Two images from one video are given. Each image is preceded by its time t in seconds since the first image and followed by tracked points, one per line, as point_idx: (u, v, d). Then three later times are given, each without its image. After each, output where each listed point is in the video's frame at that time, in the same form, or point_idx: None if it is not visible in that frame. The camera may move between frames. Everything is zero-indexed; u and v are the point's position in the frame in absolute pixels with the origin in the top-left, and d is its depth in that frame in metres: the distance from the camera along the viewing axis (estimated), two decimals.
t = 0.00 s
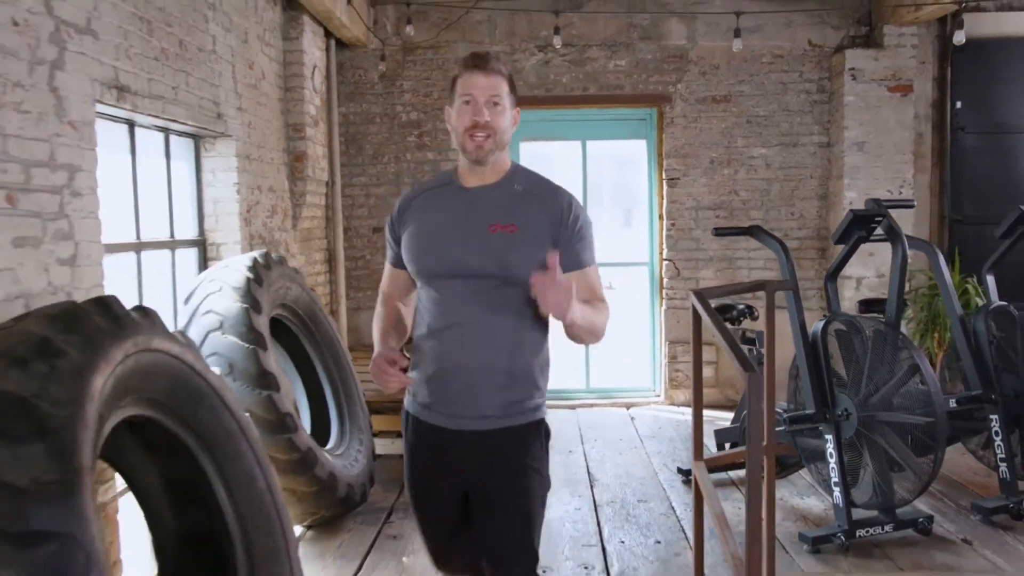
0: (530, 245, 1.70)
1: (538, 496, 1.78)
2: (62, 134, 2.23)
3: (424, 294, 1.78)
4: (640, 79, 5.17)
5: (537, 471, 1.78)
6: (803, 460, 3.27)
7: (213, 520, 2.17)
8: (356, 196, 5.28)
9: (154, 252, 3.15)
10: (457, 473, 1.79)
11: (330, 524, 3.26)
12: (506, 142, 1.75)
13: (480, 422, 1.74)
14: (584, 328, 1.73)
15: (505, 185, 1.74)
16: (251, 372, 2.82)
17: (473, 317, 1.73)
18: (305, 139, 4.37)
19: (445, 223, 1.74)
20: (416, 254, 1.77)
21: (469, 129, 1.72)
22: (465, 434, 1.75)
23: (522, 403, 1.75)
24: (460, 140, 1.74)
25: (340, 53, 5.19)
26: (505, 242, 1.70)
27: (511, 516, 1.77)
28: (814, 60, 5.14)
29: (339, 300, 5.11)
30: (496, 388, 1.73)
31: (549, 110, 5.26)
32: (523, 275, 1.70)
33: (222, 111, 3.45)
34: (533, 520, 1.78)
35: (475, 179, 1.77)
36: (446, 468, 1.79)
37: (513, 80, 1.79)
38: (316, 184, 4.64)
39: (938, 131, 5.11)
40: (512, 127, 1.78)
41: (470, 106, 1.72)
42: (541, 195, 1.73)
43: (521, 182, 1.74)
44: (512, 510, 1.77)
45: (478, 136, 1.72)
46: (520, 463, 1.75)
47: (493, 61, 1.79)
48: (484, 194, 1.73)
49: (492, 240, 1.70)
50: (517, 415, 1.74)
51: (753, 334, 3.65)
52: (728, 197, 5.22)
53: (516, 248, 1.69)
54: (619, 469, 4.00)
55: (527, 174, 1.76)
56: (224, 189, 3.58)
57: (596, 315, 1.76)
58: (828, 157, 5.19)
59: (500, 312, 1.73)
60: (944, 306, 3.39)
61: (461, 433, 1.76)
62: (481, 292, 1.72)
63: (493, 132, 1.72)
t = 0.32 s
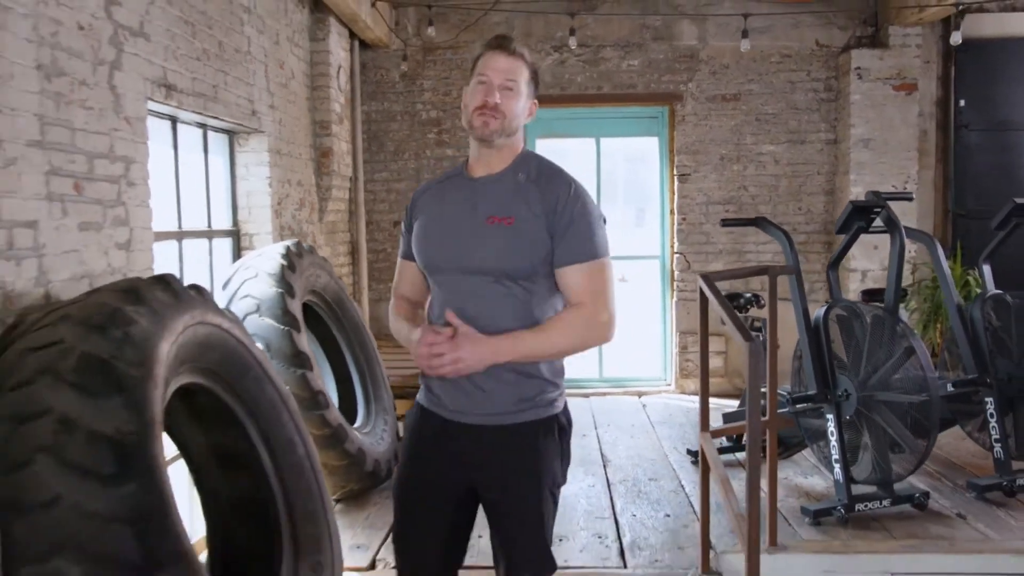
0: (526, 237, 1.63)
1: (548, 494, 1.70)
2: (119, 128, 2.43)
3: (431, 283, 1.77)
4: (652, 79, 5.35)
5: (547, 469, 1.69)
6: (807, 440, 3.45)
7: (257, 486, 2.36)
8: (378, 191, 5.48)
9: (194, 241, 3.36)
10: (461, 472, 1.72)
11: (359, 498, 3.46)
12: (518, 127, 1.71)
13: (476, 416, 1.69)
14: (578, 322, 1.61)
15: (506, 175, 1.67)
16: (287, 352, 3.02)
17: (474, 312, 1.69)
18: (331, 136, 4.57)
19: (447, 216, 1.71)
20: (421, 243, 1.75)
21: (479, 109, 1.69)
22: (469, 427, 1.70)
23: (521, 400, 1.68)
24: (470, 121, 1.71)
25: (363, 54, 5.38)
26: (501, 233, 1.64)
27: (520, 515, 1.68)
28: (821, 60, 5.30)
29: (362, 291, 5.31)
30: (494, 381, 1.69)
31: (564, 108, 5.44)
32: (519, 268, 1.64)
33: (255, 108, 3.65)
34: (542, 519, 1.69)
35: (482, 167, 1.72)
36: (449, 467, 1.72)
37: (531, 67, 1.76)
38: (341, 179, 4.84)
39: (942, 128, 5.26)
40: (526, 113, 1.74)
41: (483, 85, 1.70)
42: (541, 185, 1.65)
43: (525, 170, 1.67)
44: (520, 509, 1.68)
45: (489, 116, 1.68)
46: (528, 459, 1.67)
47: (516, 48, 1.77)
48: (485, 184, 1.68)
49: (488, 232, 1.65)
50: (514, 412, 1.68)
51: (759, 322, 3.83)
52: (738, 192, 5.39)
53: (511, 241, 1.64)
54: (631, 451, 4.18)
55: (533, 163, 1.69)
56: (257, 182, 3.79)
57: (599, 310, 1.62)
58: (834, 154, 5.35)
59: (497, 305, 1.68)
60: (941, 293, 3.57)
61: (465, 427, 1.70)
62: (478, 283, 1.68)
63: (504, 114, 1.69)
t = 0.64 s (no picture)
0: (526, 266, 1.62)
1: (553, 512, 1.68)
2: (162, 130, 2.62)
3: (413, 315, 1.70)
4: (660, 80, 5.51)
5: (551, 488, 1.67)
6: (807, 425, 3.61)
7: (290, 469, 2.54)
8: (393, 189, 5.66)
9: (225, 237, 3.55)
10: (462, 503, 1.67)
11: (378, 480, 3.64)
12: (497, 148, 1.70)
13: (481, 450, 1.64)
14: (580, 347, 1.62)
15: (498, 203, 1.66)
16: (313, 340, 3.21)
17: (469, 344, 1.65)
18: (350, 136, 4.76)
19: (434, 245, 1.66)
20: (403, 274, 1.69)
21: (459, 132, 1.66)
22: (471, 460, 1.64)
23: (525, 426, 1.66)
24: (449, 146, 1.67)
25: (380, 56, 5.56)
26: (499, 263, 1.62)
27: (529, 539, 1.65)
28: (824, 61, 5.46)
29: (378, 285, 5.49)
30: (495, 411, 1.64)
31: (574, 108, 5.62)
32: (518, 296, 1.63)
33: (281, 110, 3.83)
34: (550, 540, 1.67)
35: (465, 195, 1.69)
36: (448, 500, 1.67)
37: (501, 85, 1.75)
38: (360, 177, 5.02)
39: (942, 128, 5.41)
40: (502, 134, 1.73)
41: (459, 108, 1.67)
42: (534, 212, 1.65)
43: (513, 198, 1.67)
44: (526, 533, 1.65)
45: (470, 140, 1.66)
46: (532, 483, 1.64)
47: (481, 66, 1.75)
48: (475, 213, 1.66)
49: (486, 262, 1.62)
50: (521, 438, 1.65)
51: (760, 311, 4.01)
52: (743, 190, 5.55)
53: (511, 270, 1.62)
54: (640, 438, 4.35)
55: (519, 190, 1.68)
56: (282, 180, 3.97)
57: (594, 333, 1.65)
58: (836, 152, 5.51)
59: (495, 334, 1.64)
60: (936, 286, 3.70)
61: (466, 461, 1.65)
62: (474, 313, 1.64)
63: (484, 136, 1.66)
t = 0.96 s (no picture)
0: (523, 258, 1.47)
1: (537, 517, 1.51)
2: (192, 127, 2.77)
3: (391, 318, 1.46)
4: (667, 78, 5.63)
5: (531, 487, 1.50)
6: (808, 411, 3.76)
7: (311, 447, 2.70)
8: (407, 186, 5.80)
9: (248, 230, 3.70)
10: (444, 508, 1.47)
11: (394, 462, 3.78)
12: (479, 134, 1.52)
13: (461, 447, 1.46)
14: (566, 341, 1.57)
15: (485, 189, 1.50)
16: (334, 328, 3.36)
17: (461, 346, 1.45)
18: (366, 134, 4.91)
19: (418, 236, 1.45)
20: (382, 271, 1.45)
21: (442, 118, 1.46)
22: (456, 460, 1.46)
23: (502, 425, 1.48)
24: (430, 131, 1.47)
25: (394, 56, 5.71)
26: (494, 254, 1.45)
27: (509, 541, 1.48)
28: (828, 59, 5.57)
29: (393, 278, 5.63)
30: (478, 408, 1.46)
31: (583, 106, 5.75)
32: (513, 291, 1.47)
33: (300, 108, 3.98)
34: (540, 546, 1.51)
35: (443, 182, 1.50)
36: (429, 505, 1.47)
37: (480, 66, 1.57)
38: (375, 173, 5.17)
39: (944, 124, 5.51)
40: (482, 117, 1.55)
41: (440, 91, 1.48)
42: (525, 200, 1.51)
43: (497, 185, 1.51)
44: (515, 539, 1.48)
45: (454, 127, 1.46)
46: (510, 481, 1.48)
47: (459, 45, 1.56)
48: (460, 201, 1.48)
49: (481, 253, 1.45)
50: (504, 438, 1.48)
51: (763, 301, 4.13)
52: (749, 185, 5.66)
53: (508, 263, 1.46)
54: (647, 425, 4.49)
55: (501, 176, 1.54)
56: (301, 175, 4.12)
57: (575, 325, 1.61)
58: (840, 148, 5.62)
59: (489, 333, 1.46)
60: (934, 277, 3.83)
61: (449, 462, 1.46)
62: (467, 310, 1.44)
63: (469, 122, 1.47)
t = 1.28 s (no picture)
0: (528, 284, 1.46)
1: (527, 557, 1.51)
2: (237, 128, 2.95)
3: (397, 338, 1.50)
4: (689, 80, 5.77)
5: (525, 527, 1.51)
6: (825, 404, 3.88)
7: (349, 432, 2.86)
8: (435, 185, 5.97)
9: (285, 225, 3.88)
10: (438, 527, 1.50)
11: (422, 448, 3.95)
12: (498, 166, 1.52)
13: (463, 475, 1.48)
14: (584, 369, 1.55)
15: (496, 214, 1.50)
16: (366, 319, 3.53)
17: (460, 369, 1.47)
18: (396, 134, 5.09)
19: (422, 260, 1.47)
20: (388, 292, 1.49)
21: (453, 149, 1.48)
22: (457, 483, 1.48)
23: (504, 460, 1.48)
24: (443, 160, 1.49)
25: (422, 59, 5.88)
26: (497, 281, 1.45)
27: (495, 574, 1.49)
28: (848, 61, 5.68)
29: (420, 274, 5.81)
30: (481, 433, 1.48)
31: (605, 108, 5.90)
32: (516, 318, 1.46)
33: (334, 110, 4.17)
34: None
35: (456, 205, 1.51)
36: (423, 519, 1.50)
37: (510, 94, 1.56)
38: (404, 172, 5.35)
39: (962, 124, 5.59)
40: (505, 147, 1.55)
41: (458, 122, 1.48)
42: (538, 226, 1.50)
43: (511, 210, 1.51)
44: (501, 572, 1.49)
45: (466, 160, 1.48)
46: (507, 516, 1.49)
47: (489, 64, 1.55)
48: (470, 225, 1.48)
49: (483, 280, 1.45)
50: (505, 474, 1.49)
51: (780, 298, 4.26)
52: (769, 184, 5.78)
53: (510, 291, 1.45)
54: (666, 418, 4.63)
55: (518, 200, 1.53)
56: (335, 174, 4.31)
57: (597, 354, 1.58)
58: (858, 149, 5.73)
59: (492, 357, 1.47)
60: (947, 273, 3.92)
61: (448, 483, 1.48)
62: (467, 335, 1.46)
63: (483, 155, 1.48)
